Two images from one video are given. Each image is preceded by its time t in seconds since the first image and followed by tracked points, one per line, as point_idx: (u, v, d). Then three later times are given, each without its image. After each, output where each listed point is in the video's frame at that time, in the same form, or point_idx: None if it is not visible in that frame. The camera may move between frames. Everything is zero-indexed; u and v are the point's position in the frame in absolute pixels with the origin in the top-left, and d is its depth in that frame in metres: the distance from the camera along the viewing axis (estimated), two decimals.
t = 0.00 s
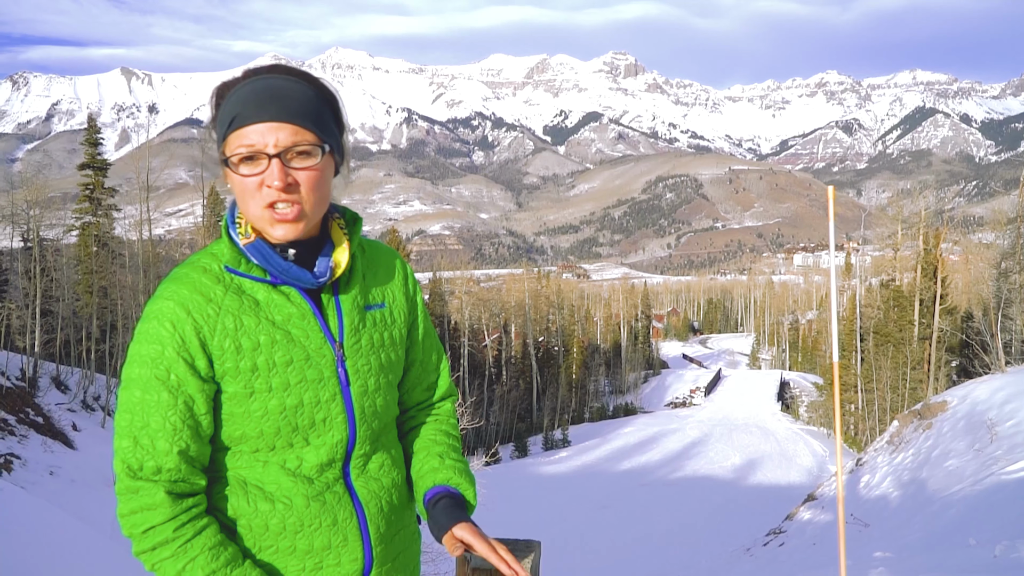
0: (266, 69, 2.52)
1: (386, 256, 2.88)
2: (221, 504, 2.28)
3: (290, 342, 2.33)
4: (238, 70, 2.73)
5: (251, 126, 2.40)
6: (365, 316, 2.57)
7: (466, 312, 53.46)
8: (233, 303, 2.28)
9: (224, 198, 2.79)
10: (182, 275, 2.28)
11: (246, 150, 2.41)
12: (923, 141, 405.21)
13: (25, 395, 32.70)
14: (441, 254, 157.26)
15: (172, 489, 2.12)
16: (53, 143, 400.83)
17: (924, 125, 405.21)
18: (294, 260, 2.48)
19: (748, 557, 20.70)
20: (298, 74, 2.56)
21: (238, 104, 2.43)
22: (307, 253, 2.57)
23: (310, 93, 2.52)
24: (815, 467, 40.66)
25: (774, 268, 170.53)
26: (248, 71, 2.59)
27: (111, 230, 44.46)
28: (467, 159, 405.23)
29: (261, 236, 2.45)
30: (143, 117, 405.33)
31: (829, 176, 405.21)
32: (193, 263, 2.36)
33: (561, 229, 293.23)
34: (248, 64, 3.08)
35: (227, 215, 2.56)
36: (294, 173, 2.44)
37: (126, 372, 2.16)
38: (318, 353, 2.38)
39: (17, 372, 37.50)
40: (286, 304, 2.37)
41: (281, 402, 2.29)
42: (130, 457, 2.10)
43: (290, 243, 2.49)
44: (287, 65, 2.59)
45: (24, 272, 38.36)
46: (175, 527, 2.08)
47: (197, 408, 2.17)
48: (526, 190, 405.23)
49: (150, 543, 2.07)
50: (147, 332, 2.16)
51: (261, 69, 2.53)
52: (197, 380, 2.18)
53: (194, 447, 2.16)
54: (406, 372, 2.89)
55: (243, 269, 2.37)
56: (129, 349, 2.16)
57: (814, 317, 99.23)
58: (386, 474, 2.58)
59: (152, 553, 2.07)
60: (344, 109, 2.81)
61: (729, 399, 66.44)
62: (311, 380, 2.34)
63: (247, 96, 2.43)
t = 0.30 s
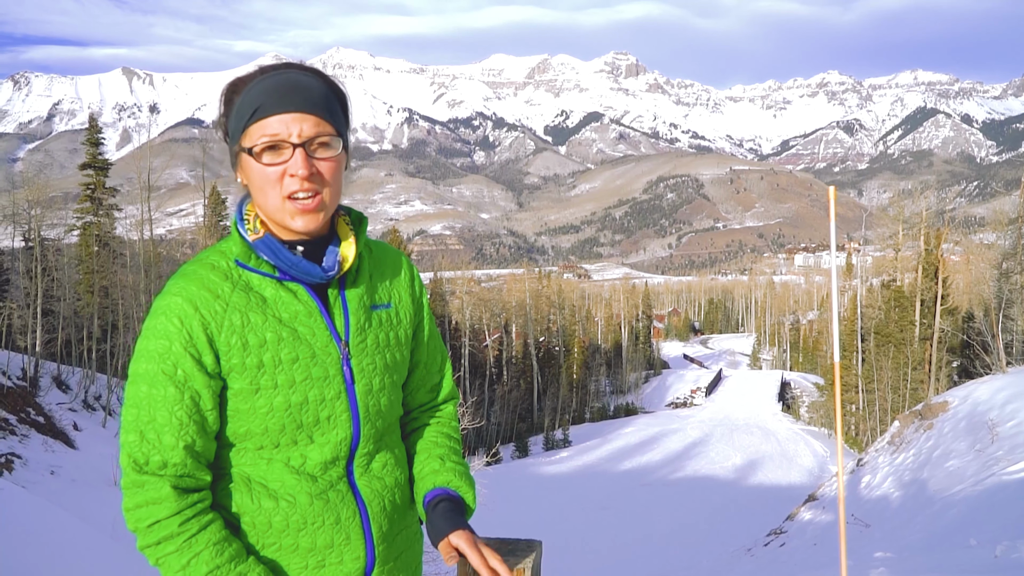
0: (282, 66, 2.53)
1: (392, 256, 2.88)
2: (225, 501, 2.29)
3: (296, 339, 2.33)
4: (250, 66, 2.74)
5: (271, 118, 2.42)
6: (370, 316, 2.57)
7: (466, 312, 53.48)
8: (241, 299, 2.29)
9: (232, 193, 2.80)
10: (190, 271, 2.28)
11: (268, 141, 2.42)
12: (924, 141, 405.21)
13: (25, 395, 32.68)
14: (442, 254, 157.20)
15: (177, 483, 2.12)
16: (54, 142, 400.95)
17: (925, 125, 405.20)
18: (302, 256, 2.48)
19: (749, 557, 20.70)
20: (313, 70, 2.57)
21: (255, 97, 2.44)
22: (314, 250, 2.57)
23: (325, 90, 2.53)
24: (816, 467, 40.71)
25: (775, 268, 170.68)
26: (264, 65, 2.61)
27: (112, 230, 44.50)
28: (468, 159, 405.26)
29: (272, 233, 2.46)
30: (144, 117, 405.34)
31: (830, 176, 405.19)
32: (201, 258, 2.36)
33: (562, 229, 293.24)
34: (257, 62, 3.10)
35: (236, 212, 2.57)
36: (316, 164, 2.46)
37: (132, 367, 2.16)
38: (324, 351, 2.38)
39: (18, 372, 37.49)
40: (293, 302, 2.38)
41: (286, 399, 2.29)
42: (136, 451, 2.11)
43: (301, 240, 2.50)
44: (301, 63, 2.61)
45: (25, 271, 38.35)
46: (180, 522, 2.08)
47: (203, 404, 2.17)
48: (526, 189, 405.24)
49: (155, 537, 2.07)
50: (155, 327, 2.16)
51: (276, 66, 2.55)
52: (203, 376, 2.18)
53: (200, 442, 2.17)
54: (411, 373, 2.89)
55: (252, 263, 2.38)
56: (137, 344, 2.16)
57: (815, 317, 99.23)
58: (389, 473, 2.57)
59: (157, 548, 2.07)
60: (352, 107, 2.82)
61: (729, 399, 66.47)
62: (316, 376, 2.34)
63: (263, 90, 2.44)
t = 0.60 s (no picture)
0: (282, 62, 2.56)
1: (391, 251, 2.89)
2: (229, 495, 2.29)
3: (298, 331, 2.34)
4: (249, 66, 2.76)
5: (270, 110, 2.43)
6: (372, 309, 2.58)
7: (467, 312, 53.52)
8: (242, 293, 2.30)
9: (232, 189, 2.81)
10: (192, 266, 2.30)
11: (267, 133, 2.43)
12: (925, 142, 405.24)
13: (25, 395, 32.70)
14: (443, 254, 157.25)
15: (182, 476, 2.12)
16: (55, 142, 401.02)
17: (926, 125, 405.24)
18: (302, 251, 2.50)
19: (750, 557, 20.72)
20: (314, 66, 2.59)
21: (255, 92, 2.46)
22: (315, 243, 2.58)
23: (324, 85, 2.54)
24: (817, 467, 40.72)
25: (777, 268, 170.80)
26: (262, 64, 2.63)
27: (113, 230, 44.53)
28: (469, 159, 405.28)
29: (273, 228, 2.48)
30: (145, 117, 405.27)
31: (831, 176, 405.21)
32: (203, 256, 2.38)
33: (562, 229, 293.26)
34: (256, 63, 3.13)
35: (236, 208, 2.58)
36: (315, 155, 2.47)
37: (136, 362, 2.18)
38: (326, 343, 2.38)
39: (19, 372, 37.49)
40: (295, 295, 2.39)
41: (288, 390, 2.30)
42: (140, 445, 2.11)
43: (301, 233, 2.51)
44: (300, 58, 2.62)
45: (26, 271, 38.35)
46: (185, 516, 2.08)
47: (205, 398, 2.18)
48: (527, 189, 405.28)
49: (160, 531, 2.07)
50: (158, 322, 2.17)
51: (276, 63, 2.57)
52: (204, 369, 2.18)
53: (203, 436, 2.17)
54: (412, 369, 2.90)
55: (254, 257, 2.40)
56: (140, 338, 2.17)
57: (816, 317, 99.31)
58: (392, 469, 2.57)
59: (162, 542, 2.07)
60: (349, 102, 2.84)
61: (730, 399, 66.49)
62: (318, 369, 2.35)
63: (264, 84, 2.46)
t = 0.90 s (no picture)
0: (280, 63, 2.55)
1: (386, 251, 2.87)
2: (218, 498, 2.29)
3: (286, 332, 2.32)
4: (247, 67, 2.76)
5: (267, 110, 2.43)
6: (363, 307, 2.56)
7: (468, 311, 53.51)
8: (228, 295, 2.29)
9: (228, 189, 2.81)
10: (180, 268, 2.29)
11: (262, 132, 2.43)
12: (927, 142, 405.18)
13: (26, 395, 32.73)
14: (444, 254, 157.25)
15: (169, 479, 2.12)
16: (56, 142, 401.08)
17: (927, 125, 405.17)
18: (291, 251, 2.48)
19: (750, 557, 20.75)
20: (312, 69, 2.58)
21: (253, 92, 2.45)
22: (305, 242, 2.56)
23: (320, 87, 2.53)
24: (818, 467, 40.71)
25: (778, 268, 170.93)
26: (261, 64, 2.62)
27: (114, 230, 44.57)
28: (470, 159, 405.25)
29: (262, 229, 2.47)
30: (146, 117, 405.28)
31: (832, 176, 405.19)
32: (191, 258, 2.38)
33: (563, 229, 293.26)
34: (254, 62, 3.13)
35: (226, 208, 2.58)
36: (309, 158, 2.46)
37: (123, 363, 2.18)
38: (314, 343, 2.37)
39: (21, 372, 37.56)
40: (283, 296, 2.37)
41: (276, 391, 2.29)
42: (128, 447, 2.12)
43: (291, 235, 2.50)
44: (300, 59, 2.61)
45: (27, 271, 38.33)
46: (173, 518, 2.08)
47: (192, 401, 2.17)
48: (528, 189, 405.27)
49: (149, 533, 2.07)
50: (145, 326, 2.17)
51: (275, 63, 2.55)
52: (191, 372, 2.18)
53: (190, 438, 2.17)
54: (405, 370, 2.88)
55: (241, 259, 2.39)
56: (128, 341, 2.17)
57: (818, 317, 99.35)
58: (384, 471, 2.56)
59: (151, 543, 2.07)
60: (345, 103, 2.82)
61: (732, 399, 66.51)
62: (306, 370, 2.34)
63: (260, 86, 2.45)
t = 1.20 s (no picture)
0: (278, 71, 2.54)
1: (379, 257, 2.87)
2: (200, 500, 2.31)
3: (268, 339, 2.33)
4: (248, 69, 2.76)
5: (265, 124, 2.43)
6: (350, 315, 2.56)
7: (469, 312, 53.53)
8: (212, 300, 2.30)
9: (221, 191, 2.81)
10: (165, 272, 2.30)
11: (259, 147, 2.43)
12: (927, 142, 405.21)
13: (27, 395, 32.74)
14: (444, 254, 157.24)
15: (147, 481, 2.14)
16: (57, 143, 401.10)
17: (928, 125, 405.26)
18: (277, 258, 2.49)
19: (751, 557, 20.74)
20: (313, 78, 2.57)
21: (251, 102, 2.45)
22: (293, 249, 2.56)
23: (320, 96, 2.52)
24: (818, 467, 40.71)
25: (779, 268, 171.03)
26: (264, 68, 2.63)
27: (115, 230, 44.61)
28: (471, 159, 405.27)
29: (249, 234, 2.48)
30: (147, 117, 405.32)
31: (833, 176, 405.26)
32: (177, 260, 2.39)
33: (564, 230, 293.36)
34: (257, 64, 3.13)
35: (216, 210, 2.58)
36: (305, 176, 2.46)
37: (108, 366, 2.19)
38: (298, 351, 2.37)
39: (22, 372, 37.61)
40: (267, 301, 2.38)
41: (258, 397, 2.29)
42: (109, 449, 2.13)
43: (279, 240, 2.50)
44: (301, 69, 2.60)
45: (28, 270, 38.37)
46: (150, 519, 2.10)
47: (172, 405, 2.19)
48: (529, 189, 405.21)
49: (128, 534, 2.09)
50: (129, 329, 2.18)
51: (275, 70, 2.55)
52: (172, 375, 2.19)
53: (169, 441, 2.18)
54: (398, 375, 2.89)
55: (225, 264, 2.39)
56: (113, 345, 2.18)
57: (819, 317, 99.38)
58: (370, 474, 2.56)
59: (130, 544, 2.09)
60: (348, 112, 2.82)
61: (732, 399, 66.52)
62: (288, 377, 2.34)
63: (258, 95, 2.45)
